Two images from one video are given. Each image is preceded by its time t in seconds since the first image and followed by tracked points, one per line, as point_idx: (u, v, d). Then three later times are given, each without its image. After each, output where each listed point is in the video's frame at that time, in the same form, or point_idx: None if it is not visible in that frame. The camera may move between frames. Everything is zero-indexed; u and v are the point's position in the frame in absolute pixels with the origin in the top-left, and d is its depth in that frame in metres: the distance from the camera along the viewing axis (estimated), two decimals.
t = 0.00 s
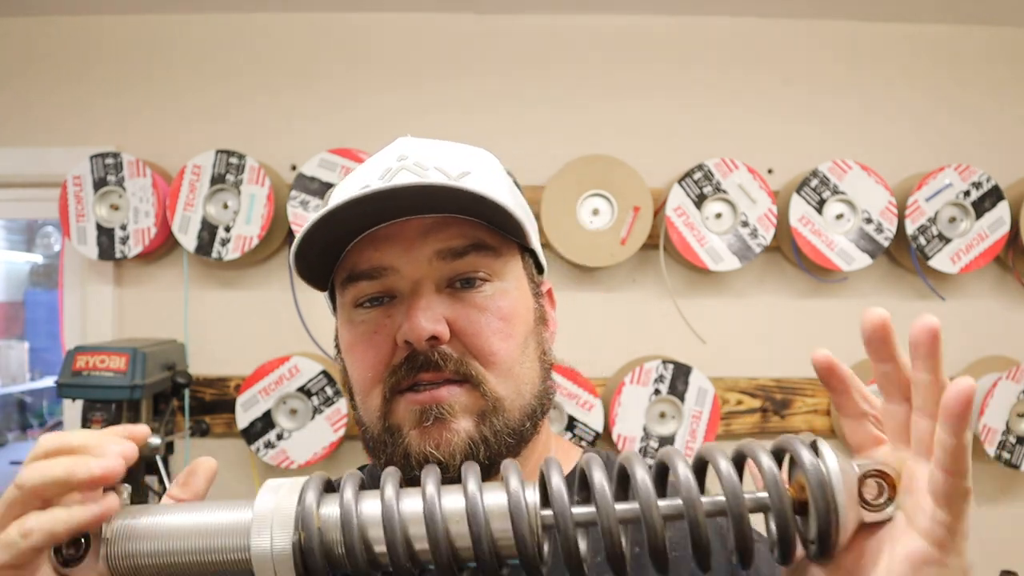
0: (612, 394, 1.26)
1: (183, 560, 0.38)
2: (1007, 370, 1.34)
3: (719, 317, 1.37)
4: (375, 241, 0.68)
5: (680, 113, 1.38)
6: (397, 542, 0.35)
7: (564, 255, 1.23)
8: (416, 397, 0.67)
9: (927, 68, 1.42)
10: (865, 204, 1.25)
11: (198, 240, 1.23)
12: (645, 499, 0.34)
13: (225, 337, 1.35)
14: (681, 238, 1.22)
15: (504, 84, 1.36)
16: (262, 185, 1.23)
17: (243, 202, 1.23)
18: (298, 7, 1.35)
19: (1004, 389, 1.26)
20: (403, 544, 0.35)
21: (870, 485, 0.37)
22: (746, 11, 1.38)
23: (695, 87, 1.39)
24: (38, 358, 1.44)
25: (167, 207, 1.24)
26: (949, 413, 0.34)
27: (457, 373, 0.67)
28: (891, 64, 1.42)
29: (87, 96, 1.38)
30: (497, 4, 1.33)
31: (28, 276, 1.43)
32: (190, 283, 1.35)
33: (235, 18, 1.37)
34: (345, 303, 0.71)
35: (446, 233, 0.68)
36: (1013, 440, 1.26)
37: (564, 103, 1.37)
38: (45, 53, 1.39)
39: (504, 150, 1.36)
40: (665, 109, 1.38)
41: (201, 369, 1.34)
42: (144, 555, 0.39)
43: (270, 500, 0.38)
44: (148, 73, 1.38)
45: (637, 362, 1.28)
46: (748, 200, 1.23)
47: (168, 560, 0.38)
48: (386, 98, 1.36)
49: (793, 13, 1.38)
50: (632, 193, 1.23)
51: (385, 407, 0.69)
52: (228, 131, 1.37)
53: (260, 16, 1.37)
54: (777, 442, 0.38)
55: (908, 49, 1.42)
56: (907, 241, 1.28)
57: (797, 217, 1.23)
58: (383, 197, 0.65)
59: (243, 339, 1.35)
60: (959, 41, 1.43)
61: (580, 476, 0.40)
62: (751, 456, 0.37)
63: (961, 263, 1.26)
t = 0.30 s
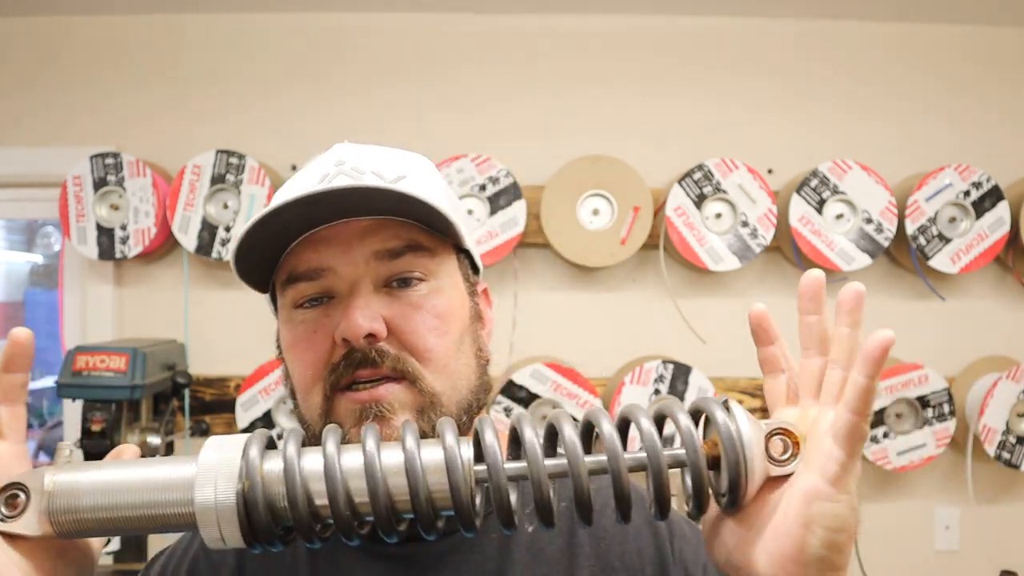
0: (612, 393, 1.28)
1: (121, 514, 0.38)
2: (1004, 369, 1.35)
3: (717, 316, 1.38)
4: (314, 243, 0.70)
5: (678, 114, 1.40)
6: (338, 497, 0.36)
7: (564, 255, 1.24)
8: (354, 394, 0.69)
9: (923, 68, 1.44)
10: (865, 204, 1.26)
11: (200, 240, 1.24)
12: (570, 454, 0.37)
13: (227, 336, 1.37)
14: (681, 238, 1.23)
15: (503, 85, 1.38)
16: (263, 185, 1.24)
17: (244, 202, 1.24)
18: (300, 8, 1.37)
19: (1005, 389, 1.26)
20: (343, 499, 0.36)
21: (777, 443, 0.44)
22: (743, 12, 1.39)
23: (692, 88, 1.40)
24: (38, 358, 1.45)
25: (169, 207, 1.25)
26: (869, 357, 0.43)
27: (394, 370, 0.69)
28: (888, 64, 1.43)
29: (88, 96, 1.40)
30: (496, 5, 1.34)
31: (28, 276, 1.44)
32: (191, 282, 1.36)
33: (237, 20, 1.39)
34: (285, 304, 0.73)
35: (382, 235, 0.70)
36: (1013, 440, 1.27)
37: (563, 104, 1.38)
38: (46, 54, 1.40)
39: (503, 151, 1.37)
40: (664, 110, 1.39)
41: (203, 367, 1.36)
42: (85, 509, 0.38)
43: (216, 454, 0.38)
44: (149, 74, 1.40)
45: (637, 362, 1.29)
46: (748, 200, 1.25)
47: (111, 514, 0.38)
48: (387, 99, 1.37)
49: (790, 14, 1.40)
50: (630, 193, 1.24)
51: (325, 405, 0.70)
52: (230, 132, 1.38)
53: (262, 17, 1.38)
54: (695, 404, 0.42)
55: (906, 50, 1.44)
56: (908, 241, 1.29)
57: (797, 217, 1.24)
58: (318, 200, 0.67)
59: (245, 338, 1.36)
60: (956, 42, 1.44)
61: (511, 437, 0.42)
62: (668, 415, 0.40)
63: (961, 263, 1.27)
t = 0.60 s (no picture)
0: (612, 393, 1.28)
1: (97, 514, 0.37)
2: (1004, 369, 1.35)
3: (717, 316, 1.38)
4: (277, 246, 0.70)
5: (679, 114, 1.39)
6: (307, 499, 0.36)
7: (564, 255, 1.24)
8: (318, 396, 0.68)
9: (924, 68, 1.43)
10: (865, 204, 1.25)
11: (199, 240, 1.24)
12: (534, 459, 0.37)
13: (226, 337, 1.36)
14: (682, 238, 1.22)
15: (504, 84, 1.37)
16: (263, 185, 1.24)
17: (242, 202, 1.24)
18: (301, 8, 1.36)
19: (1004, 390, 1.26)
20: (312, 502, 0.36)
21: (737, 448, 0.44)
22: (745, 11, 1.39)
23: (693, 88, 1.40)
24: (38, 358, 1.45)
25: (168, 207, 1.25)
26: (813, 371, 0.42)
27: (358, 372, 0.68)
28: (890, 64, 1.43)
29: (87, 96, 1.39)
30: (497, 4, 1.34)
31: (28, 276, 1.44)
32: (190, 283, 1.36)
33: (236, 19, 1.38)
34: (249, 307, 0.72)
35: (345, 238, 0.70)
36: (1013, 440, 1.26)
37: (563, 104, 1.38)
38: (46, 54, 1.40)
39: (503, 151, 1.37)
40: (664, 110, 1.39)
41: (202, 368, 1.36)
42: (57, 509, 0.37)
43: (187, 456, 0.37)
44: (148, 74, 1.39)
45: (637, 362, 1.28)
46: (748, 200, 1.24)
47: (82, 515, 0.37)
48: (387, 98, 1.37)
49: (791, 14, 1.40)
50: (631, 193, 1.24)
51: (290, 408, 0.69)
52: (229, 131, 1.38)
53: (262, 17, 1.38)
54: (657, 410, 0.42)
55: (908, 50, 1.43)
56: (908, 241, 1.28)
57: (797, 217, 1.24)
58: (279, 205, 0.67)
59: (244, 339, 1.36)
60: (957, 41, 1.44)
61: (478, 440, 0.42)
62: (631, 421, 0.40)
63: (961, 264, 1.26)
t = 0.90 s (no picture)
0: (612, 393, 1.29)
1: (168, 488, 0.39)
2: (1004, 369, 1.36)
3: (715, 315, 1.39)
4: (331, 247, 0.72)
5: (677, 114, 1.40)
6: (365, 471, 0.37)
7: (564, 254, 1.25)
8: (368, 393, 0.70)
9: (922, 69, 1.45)
10: (865, 204, 1.27)
11: (199, 240, 1.24)
12: (575, 435, 0.38)
13: (227, 336, 1.37)
14: (682, 238, 1.24)
15: (504, 84, 1.39)
16: (262, 185, 1.24)
17: (243, 202, 1.24)
18: (301, 9, 1.38)
19: (1005, 390, 1.27)
20: (369, 473, 0.37)
21: (761, 422, 0.47)
22: (744, 12, 1.40)
23: (691, 88, 1.41)
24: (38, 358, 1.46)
25: (168, 207, 1.26)
26: (839, 335, 0.46)
27: (407, 369, 0.70)
28: (886, 65, 1.44)
29: (89, 96, 1.41)
30: (497, 5, 1.35)
31: (28, 276, 1.45)
32: (190, 283, 1.37)
33: (239, 20, 1.40)
34: (301, 306, 0.74)
35: (395, 241, 0.72)
36: (1013, 440, 1.27)
37: (563, 104, 1.39)
38: (49, 54, 1.41)
39: (503, 151, 1.38)
40: (662, 110, 1.40)
41: (203, 367, 1.36)
42: (131, 483, 0.40)
43: (249, 434, 0.39)
44: (150, 74, 1.41)
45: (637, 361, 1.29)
46: (748, 200, 1.25)
47: (156, 488, 0.39)
48: (389, 98, 1.38)
49: (789, 14, 1.41)
50: (630, 194, 1.25)
51: (340, 404, 0.71)
52: (231, 131, 1.39)
53: (264, 17, 1.39)
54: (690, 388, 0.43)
55: (903, 51, 1.44)
56: (908, 241, 1.30)
57: (797, 217, 1.25)
58: (333, 208, 0.69)
59: (247, 338, 1.37)
60: (954, 42, 1.45)
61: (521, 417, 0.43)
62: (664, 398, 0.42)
63: (961, 263, 1.27)
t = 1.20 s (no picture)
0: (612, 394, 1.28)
1: (210, 489, 0.40)
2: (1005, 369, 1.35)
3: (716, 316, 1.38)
4: (395, 243, 0.72)
5: (678, 113, 1.40)
6: (422, 474, 0.38)
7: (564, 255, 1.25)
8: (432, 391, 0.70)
9: (923, 68, 1.44)
10: (865, 204, 1.25)
11: (198, 240, 1.24)
12: (651, 437, 0.39)
13: (226, 336, 1.37)
14: (681, 238, 1.23)
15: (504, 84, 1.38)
16: (262, 185, 1.24)
17: (243, 202, 1.24)
18: (299, 8, 1.37)
19: (1005, 389, 1.26)
20: (426, 476, 0.38)
21: (849, 430, 0.46)
22: (744, 12, 1.40)
23: (692, 87, 1.40)
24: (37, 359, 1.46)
25: (168, 207, 1.25)
26: (927, 345, 0.44)
27: (470, 370, 0.71)
28: (886, 64, 1.44)
29: (89, 97, 1.40)
30: (497, 5, 1.35)
31: (28, 276, 1.44)
32: (190, 283, 1.37)
33: (238, 19, 1.39)
34: (363, 301, 0.75)
35: (460, 238, 0.72)
36: (1013, 440, 1.27)
37: (563, 103, 1.38)
38: (49, 55, 1.41)
39: (503, 151, 1.37)
40: (661, 110, 1.40)
41: (202, 368, 1.36)
42: (172, 484, 0.41)
43: (298, 433, 0.40)
44: (150, 74, 1.40)
45: (637, 361, 1.29)
46: (748, 200, 1.25)
47: (196, 489, 0.40)
48: (388, 98, 1.38)
49: (790, 14, 1.41)
50: (630, 194, 1.25)
51: (404, 402, 0.72)
52: (230, 131, 1.38)
53: (263, 17, 1.39)
54: (769, 389, 0.44)
55: (903, 50, 1.44)
56: (908, 242, 1.29)
57: (797, 217, 1.24)
58: (400, 204, 0.70)
59: (246, 339, 1.37)
60: (953, 41, 1.45)
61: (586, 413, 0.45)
62: (743, 400, 0.42)
63: (961, 264, 1.27)
